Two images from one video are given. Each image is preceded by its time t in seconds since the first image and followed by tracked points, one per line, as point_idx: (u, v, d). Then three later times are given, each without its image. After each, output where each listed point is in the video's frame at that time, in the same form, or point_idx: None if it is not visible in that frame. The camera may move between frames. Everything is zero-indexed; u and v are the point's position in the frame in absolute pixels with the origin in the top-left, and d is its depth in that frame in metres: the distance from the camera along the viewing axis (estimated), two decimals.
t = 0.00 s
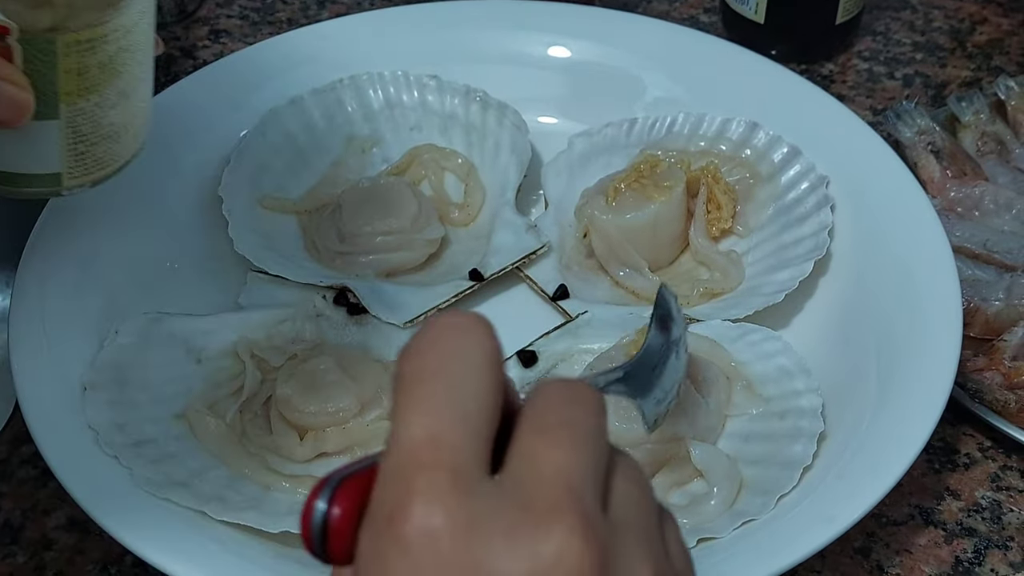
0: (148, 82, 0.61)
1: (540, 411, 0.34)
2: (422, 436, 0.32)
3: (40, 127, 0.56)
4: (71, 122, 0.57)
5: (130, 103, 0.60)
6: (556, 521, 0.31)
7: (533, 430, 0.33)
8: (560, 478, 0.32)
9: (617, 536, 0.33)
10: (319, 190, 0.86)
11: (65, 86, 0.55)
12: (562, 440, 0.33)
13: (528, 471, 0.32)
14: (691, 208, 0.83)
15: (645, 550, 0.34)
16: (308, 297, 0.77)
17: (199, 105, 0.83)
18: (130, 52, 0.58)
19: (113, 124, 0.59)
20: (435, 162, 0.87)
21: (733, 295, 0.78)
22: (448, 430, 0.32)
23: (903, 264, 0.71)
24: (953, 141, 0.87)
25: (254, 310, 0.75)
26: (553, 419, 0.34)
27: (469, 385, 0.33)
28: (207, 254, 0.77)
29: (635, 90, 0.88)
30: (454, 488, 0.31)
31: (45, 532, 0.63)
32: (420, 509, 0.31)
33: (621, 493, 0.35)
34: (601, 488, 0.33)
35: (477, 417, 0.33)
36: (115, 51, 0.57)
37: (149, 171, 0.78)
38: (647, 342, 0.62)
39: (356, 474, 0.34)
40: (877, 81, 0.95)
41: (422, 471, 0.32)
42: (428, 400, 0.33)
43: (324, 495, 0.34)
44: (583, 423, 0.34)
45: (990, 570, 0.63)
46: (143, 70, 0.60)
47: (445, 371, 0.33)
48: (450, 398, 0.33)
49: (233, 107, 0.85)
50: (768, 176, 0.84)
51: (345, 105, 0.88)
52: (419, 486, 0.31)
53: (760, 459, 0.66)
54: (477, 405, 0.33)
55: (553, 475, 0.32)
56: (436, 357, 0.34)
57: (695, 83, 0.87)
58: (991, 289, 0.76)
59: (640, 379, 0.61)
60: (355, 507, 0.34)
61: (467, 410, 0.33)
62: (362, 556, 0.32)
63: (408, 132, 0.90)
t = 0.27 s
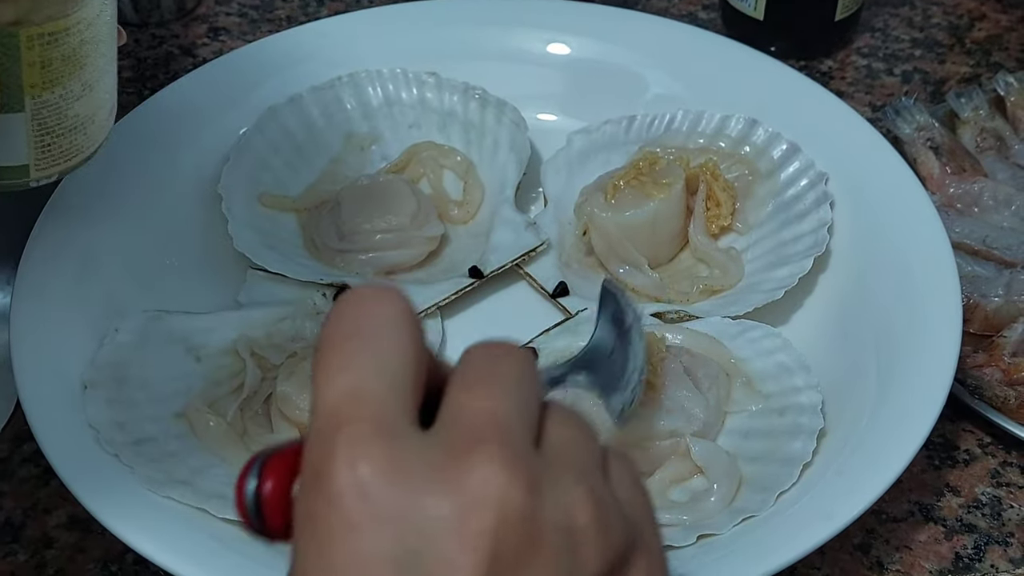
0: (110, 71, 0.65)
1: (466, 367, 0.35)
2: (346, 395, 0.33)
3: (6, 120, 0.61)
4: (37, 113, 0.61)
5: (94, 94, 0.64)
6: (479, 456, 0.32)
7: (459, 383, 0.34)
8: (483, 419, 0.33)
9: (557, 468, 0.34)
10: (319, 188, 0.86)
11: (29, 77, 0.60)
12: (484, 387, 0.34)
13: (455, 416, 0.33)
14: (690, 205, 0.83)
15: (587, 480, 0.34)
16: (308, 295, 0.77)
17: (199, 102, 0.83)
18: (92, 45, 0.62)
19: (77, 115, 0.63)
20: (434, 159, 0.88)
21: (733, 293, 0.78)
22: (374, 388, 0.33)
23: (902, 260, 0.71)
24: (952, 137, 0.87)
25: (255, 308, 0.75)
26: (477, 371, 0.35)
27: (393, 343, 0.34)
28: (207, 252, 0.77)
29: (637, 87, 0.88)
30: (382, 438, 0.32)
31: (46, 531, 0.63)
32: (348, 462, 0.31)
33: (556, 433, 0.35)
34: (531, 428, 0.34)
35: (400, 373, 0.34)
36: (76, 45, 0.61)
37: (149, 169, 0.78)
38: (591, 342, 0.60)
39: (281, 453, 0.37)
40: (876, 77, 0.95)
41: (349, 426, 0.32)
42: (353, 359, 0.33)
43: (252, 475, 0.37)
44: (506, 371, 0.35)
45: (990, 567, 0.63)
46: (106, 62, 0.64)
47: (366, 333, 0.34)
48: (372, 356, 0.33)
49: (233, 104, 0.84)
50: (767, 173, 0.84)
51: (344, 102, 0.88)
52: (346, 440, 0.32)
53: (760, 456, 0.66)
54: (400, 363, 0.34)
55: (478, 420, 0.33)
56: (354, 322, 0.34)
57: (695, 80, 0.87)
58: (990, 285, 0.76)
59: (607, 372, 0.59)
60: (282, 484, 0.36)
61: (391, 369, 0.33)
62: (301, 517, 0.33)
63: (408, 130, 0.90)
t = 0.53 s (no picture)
0: (106, 74, 0.71)
1: (512, 333, 0.34)
2: (389, 355, 0.32)
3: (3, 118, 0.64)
4: (32, 112, 0.65)
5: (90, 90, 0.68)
6: (533, 418, 0.30)
7: (506, 349, 0.33)
8: (531, 380, 0.32)
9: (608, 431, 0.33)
10: (320, 185, 0.86)
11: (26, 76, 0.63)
12: (532, 351, 0.33)
13: (504, 380, 0.32)
14: (690, 201, 0.84)
15: (634, 440, 0.34)
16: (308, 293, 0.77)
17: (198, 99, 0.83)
18: (88, 46, 0.66)
19: (78, 113, 0.68)
20: (434, 155, 0.87)
21: (733, 289, 0.78)
22: (421, 350, 0.32)
23: (902, 257, 0.70)
24: (953, 133, 0.87)
25: (254, 305, 0.75)
26: (523, 337, 0.34)
27: (436, 311, 0.33)
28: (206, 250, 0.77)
29: (638, 84, 0.88)
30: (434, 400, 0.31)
31: (45, 529, 0.62)
32: (396, 420, 0.30)
33: (598, 396, 0.34)
34: (578, 389, 0.33)
35: (444, 340, 0.32)
36: (73, 45, 0.64)
37: (148, 166, 0.78)
38: (637, 298, 0.65)
39: (335, 418, 0.36)
40: (877, 74, 0.94)
41: (394, 387, 0.31)
42: (396, 326, 0.32)
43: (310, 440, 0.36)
44: (551, 336, 0.34)
45: (991, 564, 0.63)
46: (100, 63, 0.68)
47: (406, 298, 0.33)
48: (412, 324, 0.32)
49: (232, 101, 0.84)
50: (768, 169, 0.84)
51: (343, 99, 0.88)
52: (393, 402, 0.31)
53: (760, 454, 0.66)
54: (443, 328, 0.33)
55: (527, 381, 0.32)
56: (395, 292, 0.33)
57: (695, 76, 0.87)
58: (991, 281, 0.76)
59: (649, 327, 0.64)
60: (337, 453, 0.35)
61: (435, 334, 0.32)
62: (352, 486, 0.31)
63: (408, 127, 0.90)
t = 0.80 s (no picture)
0: (73, 51, 0.69)
1: (384, 391, 0.34)
2: (246, 428, 0.33)
3: None
4: (8, 97, 0.65)
5: (58, 73, 0.67)
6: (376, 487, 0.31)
7: (372, 410, 0.33)
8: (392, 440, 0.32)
9: (480, 488, 0.32)
10: (322, 181, 0.86)
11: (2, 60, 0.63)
12: (397, 411, 0.33)
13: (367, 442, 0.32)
14: (695, 197, 0.83)
15: (515, 500, 0.33)
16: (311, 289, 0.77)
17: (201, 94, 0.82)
18: (58, 30, 0.65)
19: (43, 94, 0.67)
20: (438, 152, 0.87)
21: (738, 287, 0.77)
22: (271, 417, 0.33)
23: (907, 255, 0.70)
24: (959, 130, 0.86)
25: (257, 300, 0.74)
26: (391, 395, 0.33)
27: (296, 374, 0.34)
28: (208, 245, 0.77)
29: (643, 80, 0.87)
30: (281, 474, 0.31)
31: (47, 526, 0.62)
32: (246, 495, 0.31)
33: (483, 455, 0.34)
34: (453, 449, 0.33)
35: (303, 406, 0.33)
36: (44, 28, 0.64)
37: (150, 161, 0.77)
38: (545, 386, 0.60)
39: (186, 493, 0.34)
40: (882, 71, 0.94)
41: (246, 460, 0.32)
42: (254, 394, 0.33)
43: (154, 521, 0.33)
44: (415, 393, 0.33)
45: (997, 563, 0.63)
46: (66, 47, 0.67)
47: (266, 365, 0.34)
48: (268, 396, 0.33)
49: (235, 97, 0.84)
50: (774, 167, 0.83)
51: (347, 95, 0.88)
52: (245, 478, 0.31)
53: (766, 452, 0.66)
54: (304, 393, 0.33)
55: (384, 443, 0.32)
56: (259, 357, 0.34)
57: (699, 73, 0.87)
58: (998, 280, 0.76)
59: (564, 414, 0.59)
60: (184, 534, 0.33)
61: (294, 401, 0.33)
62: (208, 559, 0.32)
63: (412, 122, 0.89)
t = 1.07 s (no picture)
0: (92, 53, 0.67)
1: (354, 409, 0.35)
2: (218, 438, 0.33)
3: None
4: (21, 95, 0.62)
5: (74, 75, 0.65)
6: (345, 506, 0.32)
7: (343, 425, 0.34)
8: (365, 457, 0.33)
9: (440, 508, 0.34)
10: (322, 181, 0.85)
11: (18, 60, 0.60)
12: (364, 430, 0.34)
13: (335, 459, 0.33)
14: (696, 198, 0.83)
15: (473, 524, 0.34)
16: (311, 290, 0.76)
17: (201, 94, 0.82)
18: (74, 29, 0.63)
19: (61, 95, 0.64)
20: (439, 152, 0.87)
21: (739, 288, 0.77)
22: (242, 430, 0.33)
23: (909, 257, 0.70)
24: (960, 131, 0.86)
25: (256, 301, 0.74)
26: (361, 414, 0.35)
27: (269, 386, 0.34)
28: (208, 246, 0.76)
29: (644, 81, 0.87)
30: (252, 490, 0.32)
31: (46, 527, 0.62)
32: (213, 508, 0.31)
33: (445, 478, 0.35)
34: (416, 470, 0.34)
35: (276, 419, 0.33)
36: (60, 27, 0.62)
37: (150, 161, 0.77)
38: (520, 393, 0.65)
39: (158, 501, 0.35)
40: (884, 71, 0.94)
41: (216, 470, 0.32)
42: (226, 409, 0.33)
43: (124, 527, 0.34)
44: (387, 412, 0.35)
45: (999, 566, 0.63)
46: (88, 42, 0.65)
47: (243, 378, 0.34)
48: (243, 407, 0.33)
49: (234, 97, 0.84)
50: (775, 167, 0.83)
51: (347, 94, 0.88)
52: (213, 488, 0.32)
53: (767, 454, 0.66)
54: (278, 404, 0.34)
55: (354, 463, 0.33)
56: (233, 368, 0.34)
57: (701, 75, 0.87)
58: (999, 281, 0.76)
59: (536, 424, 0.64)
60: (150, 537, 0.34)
61: (265, 410, 0.34)
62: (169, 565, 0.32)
63: (412, 121, 0.89)
